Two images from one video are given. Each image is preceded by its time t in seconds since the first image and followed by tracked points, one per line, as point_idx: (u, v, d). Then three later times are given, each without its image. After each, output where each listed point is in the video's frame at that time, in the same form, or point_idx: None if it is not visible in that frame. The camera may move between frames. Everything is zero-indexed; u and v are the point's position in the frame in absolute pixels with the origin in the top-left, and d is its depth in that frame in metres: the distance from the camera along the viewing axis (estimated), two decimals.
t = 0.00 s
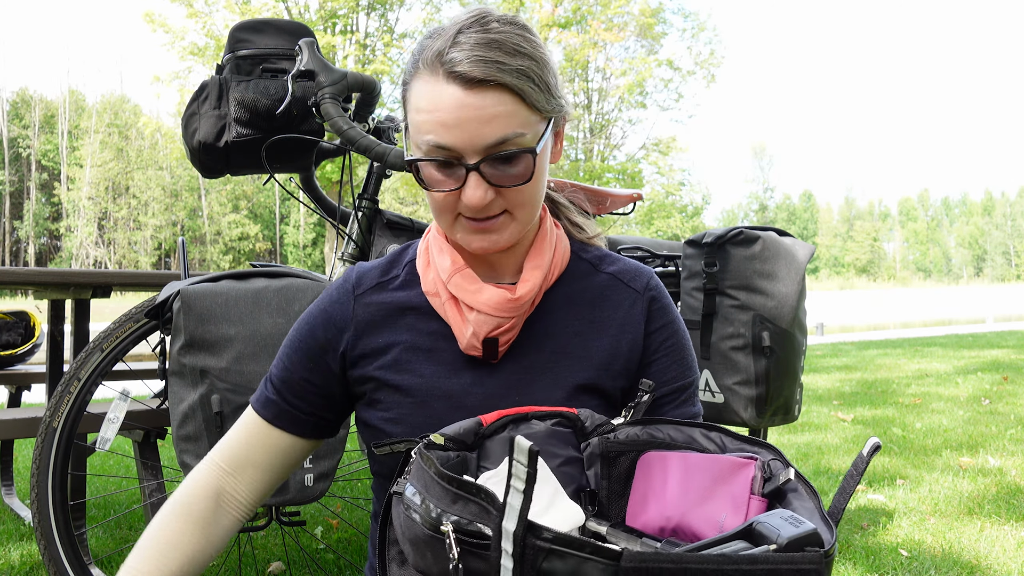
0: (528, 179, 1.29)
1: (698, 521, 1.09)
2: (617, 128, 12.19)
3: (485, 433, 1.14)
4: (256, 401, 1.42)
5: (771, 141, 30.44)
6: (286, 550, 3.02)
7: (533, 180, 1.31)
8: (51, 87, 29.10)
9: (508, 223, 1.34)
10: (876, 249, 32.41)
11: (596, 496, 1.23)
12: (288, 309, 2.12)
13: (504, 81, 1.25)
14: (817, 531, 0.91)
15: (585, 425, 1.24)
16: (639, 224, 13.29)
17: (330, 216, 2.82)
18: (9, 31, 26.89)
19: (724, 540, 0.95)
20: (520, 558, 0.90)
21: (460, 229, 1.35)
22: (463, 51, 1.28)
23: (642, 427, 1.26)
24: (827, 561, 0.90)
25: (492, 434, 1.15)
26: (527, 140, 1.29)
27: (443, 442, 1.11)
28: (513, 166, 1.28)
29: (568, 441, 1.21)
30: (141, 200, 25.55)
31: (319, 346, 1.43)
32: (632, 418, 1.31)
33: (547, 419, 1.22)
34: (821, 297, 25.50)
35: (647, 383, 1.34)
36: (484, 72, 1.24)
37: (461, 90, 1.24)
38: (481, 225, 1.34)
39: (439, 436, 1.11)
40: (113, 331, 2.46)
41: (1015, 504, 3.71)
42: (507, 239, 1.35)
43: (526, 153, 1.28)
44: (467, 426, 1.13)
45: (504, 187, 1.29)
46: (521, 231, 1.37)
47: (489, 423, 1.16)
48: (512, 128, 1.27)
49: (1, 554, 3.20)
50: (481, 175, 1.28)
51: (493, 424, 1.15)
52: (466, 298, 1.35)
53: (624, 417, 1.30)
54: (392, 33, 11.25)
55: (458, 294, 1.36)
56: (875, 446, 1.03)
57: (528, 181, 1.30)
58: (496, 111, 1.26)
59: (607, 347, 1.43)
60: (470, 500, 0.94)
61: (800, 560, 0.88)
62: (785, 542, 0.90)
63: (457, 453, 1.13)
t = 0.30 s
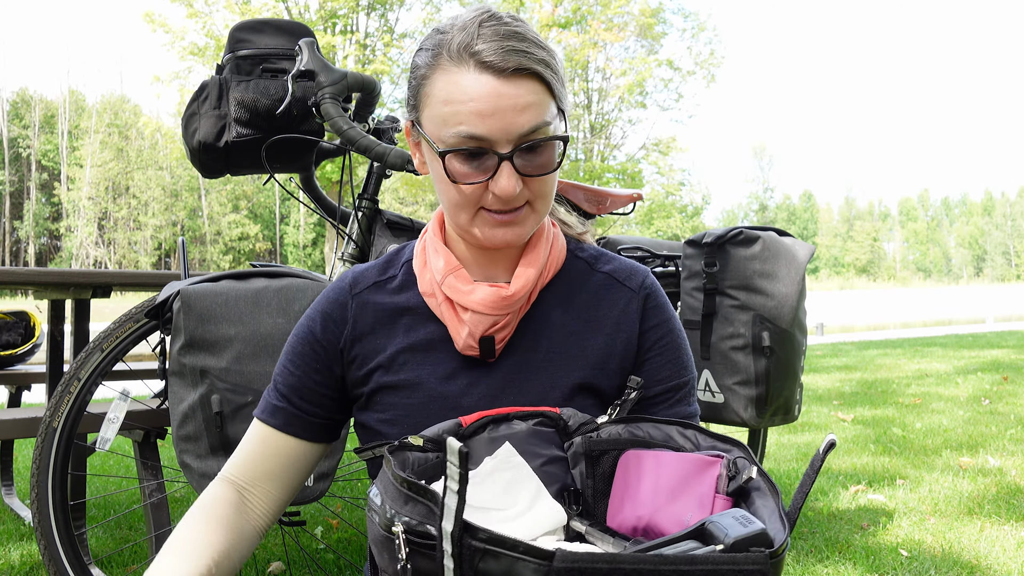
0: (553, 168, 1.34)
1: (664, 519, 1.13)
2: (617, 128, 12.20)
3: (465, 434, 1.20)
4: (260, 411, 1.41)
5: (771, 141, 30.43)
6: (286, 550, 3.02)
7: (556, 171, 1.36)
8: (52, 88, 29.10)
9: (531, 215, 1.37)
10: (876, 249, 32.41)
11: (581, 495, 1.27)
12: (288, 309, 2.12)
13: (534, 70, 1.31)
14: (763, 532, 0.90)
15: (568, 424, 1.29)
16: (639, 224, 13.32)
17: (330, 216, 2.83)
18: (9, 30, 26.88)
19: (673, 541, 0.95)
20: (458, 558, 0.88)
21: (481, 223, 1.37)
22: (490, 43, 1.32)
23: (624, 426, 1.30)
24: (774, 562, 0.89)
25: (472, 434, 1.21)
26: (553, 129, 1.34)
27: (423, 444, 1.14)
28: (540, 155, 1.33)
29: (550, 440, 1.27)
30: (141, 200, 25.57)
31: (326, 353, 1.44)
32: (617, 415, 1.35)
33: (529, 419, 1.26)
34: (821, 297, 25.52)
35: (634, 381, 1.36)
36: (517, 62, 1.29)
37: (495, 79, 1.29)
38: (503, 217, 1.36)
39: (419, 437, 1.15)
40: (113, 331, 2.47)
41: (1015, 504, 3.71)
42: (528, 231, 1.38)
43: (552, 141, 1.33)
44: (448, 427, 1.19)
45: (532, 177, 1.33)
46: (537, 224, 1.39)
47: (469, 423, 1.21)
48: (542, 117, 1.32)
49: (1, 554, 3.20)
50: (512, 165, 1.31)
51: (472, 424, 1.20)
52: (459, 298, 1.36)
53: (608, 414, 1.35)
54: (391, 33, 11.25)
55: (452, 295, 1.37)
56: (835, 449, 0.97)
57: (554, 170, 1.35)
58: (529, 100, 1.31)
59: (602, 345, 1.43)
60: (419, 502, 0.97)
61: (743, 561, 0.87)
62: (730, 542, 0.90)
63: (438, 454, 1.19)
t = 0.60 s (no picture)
0: (559, 164, 1.36)
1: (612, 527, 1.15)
2: (617, 128, 12.21)
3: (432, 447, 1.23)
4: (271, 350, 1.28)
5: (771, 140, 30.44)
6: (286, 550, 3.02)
7: (562, 168, 1.37)
8: (52, 88, 29.10)
9: (538, 210, 1.39)
10: (877, 249, 32.40)
11: (554, 505, 1.27)
12: (288, 309, 2.13)
13: (538, 68, 1.33)
14: (687, 539, 0.88)
15: (537, 433, 1.29)
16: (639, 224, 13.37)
17: (330, 216, 2.82)
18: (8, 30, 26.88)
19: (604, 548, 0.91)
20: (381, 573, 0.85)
21: (488, 218, 1.39)
22: (494, 42, 1.34)
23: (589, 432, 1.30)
24: (693, 569, 0.87)
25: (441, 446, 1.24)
26: (559, 126, 1.35)
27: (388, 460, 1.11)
28: (545, 151, 1.34)
29: (519, 451, 1.28)
30: (141, 200, 25.57)
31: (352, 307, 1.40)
32: (589, 421, 1.35)
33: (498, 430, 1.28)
34: (820, 297, 25.53)
35: (605, 385, 1.38)
36: (521, 60, 1.31)
37: (500, 76, 1.31)
38: (509, 213, 1.38)
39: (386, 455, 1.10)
40: (113, 331, 2.47)
41: (1015, 504, 3.71)
42: (535, 227, 1.39)
43: (558, 138, 1.34)
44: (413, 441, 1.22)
45: (537, 172, 1.35)
46: (545, 222, 1.41)
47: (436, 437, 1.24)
48: (546, 114, 1.34)
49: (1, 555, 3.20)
50: (516, 161, 1.33)
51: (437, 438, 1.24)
52: (471, 292, 1.38)
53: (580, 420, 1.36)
54: (392, 33, 11.25)
55: (463, 288, 1.39)
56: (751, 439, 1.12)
57: (559, 166, 1.36)
58: (533, 97, 1.33)
59: (608, 347, 1.44)
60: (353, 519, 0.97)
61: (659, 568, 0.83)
62: (654, 548, 0.88)
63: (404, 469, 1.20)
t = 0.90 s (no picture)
0: (567, 158, 1.37)
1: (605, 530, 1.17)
2: (617, 128, 12.22)
3: (432, 449, 1.23)
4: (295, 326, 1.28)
5: (771, 140, 30.43)
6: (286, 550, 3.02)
7: (570, 162, 1.38)
8: (52, 88, 29.11)
9: (547, 205, 1.40)
10: (877, 249, 32.39)
11: (556, 504, 1.28)
12: (289, 309, 2.13)
13: (546, 61, 1.34)
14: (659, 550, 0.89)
15: (536, 432, 1.28)
16: (639, 223, 13.39)
17: (330, 216, 2.82)
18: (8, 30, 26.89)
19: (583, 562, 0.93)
20: None
21: (498, 213, 1.40)
22: (503, 35, 1.35)
23: (589, 431, 1.30)
24: None
25: (440, 449, 1.24)
26: (567, 120, 1.36)
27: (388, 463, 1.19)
28: (552, 145, 1.36)
29: (520, 449, 1.27)
30: (141, 200, 25.59)
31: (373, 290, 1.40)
32: (587, 419, 1.37)
33: (498, 430, 1.27)
34: (821, 297, 25.53)
35: (606, 382, 1.40)
36: (528, 53, 1.33)
37: (508, 69, 1.32)
38: (518, 207, 1.39)
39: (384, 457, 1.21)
40: (113, 331, 2.47)
41: (1015, 504, 3.71)
42: (545, 221, 1.40)
43: (566, 131, 1.35)
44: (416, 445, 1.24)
45: (544, 165, 1.36)
46: (555, 218, 1.42)
47: (436, 438, 1.24)
48: (554, 106, 1.35)
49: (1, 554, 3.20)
50: (524, 153, 1.34)
51: (438, 439, 1.23)
52: (487, 286, 1.38)
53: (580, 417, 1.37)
54: (392, 33, 11.25)
55: (479, 282, 1.39)
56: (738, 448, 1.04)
57: (568, 160, 1.37)
58: (540, 91, 1.34)
59: (618, 345, 1.45)
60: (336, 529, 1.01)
61: None
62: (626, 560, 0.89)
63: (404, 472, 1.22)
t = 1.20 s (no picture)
0: (568, 148, 1.37)
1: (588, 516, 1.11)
2: (617, 128, 12.22)
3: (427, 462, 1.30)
4: (285, 363, 1.30)
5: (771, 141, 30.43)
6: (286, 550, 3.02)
7: (572, 153, 1.38)
8: (52, 88, 29.11)
9: (547, 198, 1.39)
10: (877, 249, 32.38)
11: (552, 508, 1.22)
12: (289, 309, 2.10)
13: (551, 48, 1.37)
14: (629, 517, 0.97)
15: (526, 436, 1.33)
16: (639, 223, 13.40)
17: (330, 216, 2.82)
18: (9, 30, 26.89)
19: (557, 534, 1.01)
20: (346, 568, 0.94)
21: (497, 204, 1.39)
22: (512, 22, 1.39)
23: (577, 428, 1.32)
24: (646, 540, 0.95)
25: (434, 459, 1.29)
26: (570, 108, 1.38)
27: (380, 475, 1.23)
28: (553, 134, 1.37)
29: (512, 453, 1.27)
30: (141, 200, 25.59)
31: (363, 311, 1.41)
32: (579, 418, 1.38)
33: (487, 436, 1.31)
34: (820, 297, 25.54)
35: (596, 381, 1.41)
36: (534, 38, 1.36)
37: (515, 54, 1.35)
38: (517, 198, 1.38)
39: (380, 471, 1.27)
40: (113, 331, 2.47)
41: (1015, 504, 3.71)
42: (544, 215, 1.39)
43: (568, 118, 1.36)
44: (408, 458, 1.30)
45: (544, 153, 1.36)
46: (555, 213, 1.41)
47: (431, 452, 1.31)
48: (557, 94, 1.36)
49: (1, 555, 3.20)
50: (524, 137, 1.35)
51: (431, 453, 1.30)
52: (489, 285, 1.38)
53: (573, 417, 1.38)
54: (392, 33, 11.25)
55: (482, 281, 1.39)
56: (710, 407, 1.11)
57: (568, 151, 1.37)
58: (545, 76, 1.36)
59: (622, 345, 1.44)
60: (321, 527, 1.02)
61: (611, 541, 0.93)
62: (562, 477, 0.84)
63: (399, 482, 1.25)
